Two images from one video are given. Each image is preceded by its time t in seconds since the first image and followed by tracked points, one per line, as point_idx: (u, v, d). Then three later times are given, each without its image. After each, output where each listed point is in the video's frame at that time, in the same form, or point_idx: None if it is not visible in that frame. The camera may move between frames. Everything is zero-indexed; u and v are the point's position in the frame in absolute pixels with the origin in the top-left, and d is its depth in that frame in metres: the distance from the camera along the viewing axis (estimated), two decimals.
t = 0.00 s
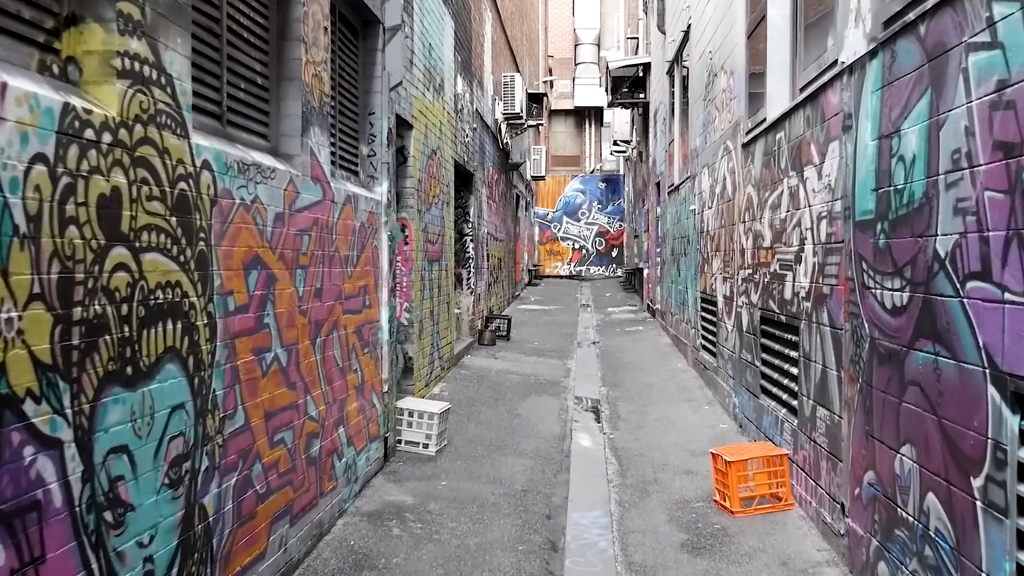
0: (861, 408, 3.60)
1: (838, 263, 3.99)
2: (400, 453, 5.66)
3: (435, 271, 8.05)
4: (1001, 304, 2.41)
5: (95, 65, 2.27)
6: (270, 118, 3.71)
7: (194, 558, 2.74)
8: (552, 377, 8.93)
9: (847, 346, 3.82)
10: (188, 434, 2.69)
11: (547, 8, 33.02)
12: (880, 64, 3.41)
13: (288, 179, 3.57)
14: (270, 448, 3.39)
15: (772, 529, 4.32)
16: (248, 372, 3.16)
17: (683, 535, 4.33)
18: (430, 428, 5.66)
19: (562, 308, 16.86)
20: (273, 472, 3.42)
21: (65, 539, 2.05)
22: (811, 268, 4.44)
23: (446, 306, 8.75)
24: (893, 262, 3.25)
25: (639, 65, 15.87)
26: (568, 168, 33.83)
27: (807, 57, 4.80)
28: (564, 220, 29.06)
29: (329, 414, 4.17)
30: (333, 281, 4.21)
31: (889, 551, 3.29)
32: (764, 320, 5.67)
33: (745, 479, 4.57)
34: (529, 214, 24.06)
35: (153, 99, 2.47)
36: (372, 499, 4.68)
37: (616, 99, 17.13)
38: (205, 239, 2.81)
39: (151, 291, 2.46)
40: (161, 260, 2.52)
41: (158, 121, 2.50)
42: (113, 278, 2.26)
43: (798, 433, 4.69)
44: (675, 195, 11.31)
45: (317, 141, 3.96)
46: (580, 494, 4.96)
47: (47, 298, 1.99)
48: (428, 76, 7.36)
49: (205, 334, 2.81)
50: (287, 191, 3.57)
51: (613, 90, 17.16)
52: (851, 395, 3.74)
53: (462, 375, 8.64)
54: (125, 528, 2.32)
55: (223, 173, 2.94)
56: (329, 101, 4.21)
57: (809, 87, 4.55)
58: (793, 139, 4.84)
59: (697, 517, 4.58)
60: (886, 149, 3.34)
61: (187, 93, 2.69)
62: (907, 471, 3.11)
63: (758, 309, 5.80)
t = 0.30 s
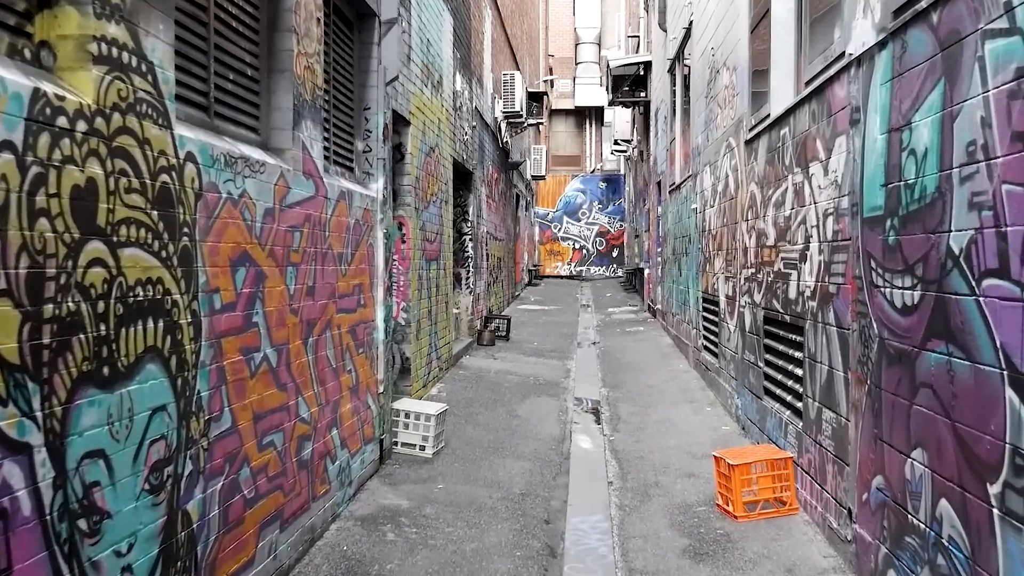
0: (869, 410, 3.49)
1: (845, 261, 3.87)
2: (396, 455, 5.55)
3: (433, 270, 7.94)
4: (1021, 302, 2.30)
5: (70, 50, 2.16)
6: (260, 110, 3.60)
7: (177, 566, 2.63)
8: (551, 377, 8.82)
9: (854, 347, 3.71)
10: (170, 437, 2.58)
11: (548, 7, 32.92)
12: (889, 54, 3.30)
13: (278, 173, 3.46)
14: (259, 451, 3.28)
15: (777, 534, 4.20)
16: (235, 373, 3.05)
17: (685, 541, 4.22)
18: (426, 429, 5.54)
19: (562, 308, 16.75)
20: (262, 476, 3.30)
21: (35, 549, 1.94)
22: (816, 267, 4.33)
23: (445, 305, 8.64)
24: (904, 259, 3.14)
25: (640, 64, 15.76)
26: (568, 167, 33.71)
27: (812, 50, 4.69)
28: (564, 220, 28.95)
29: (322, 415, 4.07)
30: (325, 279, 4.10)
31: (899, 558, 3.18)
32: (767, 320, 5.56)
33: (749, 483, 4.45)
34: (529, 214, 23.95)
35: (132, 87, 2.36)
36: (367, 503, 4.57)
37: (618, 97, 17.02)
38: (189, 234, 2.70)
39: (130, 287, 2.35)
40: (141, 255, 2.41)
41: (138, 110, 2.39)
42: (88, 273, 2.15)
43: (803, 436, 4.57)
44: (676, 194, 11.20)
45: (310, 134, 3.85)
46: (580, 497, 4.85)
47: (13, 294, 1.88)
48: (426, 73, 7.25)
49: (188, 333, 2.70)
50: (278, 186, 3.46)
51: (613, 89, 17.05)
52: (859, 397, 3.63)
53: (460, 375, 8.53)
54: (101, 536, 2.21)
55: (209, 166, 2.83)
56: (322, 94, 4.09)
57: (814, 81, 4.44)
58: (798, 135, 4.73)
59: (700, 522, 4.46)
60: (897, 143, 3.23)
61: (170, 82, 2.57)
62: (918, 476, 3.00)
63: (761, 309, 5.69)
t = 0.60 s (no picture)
0: (881, 417, 3.36)
1: (855, 261, 3.75)
2: (392, 461, 5.42)
3: (431, 271, 7.81)
4: None
5: (39, 39, 2.03)
6: (249, 106, 3.47)
7: None
8: (552, 380, 8.69)
9: (864, 350, 3.58)
10: (150, 447, 2.46)
11: (548, 6, 32.79)
12: (901, 46, 3.17)
13: (267, 171, 3.34)
14: (247, 460, 3.15)
15: (783, 543, 4.07)
16: (221, 379, 2.92)
17: (689, 550, 4.09)
18: (423, 434, 5.42)
19: (562, 309, 16.61)
20: (249, 486, 3.17)
21: None
22: (824, 268, 4.20)
23: (443, 306, 8.52)
24: (918, 259, 3.01)
25: (641, 62, 15.62)
26: (568, 167, 33.57)
27: (819, 45, 4.57)
28: (565, 220, 28.81)
29: (314, 421, 3.94)
30: (317, 281, 3.97)
31: (913, 572, 3.05)
32: (772, 321, 5.44)
33: (754, 489, 4.32)
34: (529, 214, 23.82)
35: (106, 78, 2.24)
36: (361, 511, 4.44)
37: (618, 96, 16.91)
38: (170, 234, 2.57)
39: (104, 290, 2.22)
40: (116, 256, 2.28)
41: (113, 103, 2.27)
42: (57, 276, 2.03)
43: (810, 442, 4.44)
44: (677, 194, 11.08)
45: (301, 131, 3.73)
46: (580, 504, 4.73)
47: None
48: (423, 70, 7.13)
49: (169, 338, 2.57)
50: (266, 184, 3.33)
51: (614, 88, 16.92)
52: (870, 403, 3.51)
53: (459, 377, 8.41)
54: (73, 554, 2.08)
55: (191, 163, 2.71)
56: (314, 90, 3.97)
57: (821, 77, 4.31)
58: (804, 132, 4.60)
59: (704, 530, 4.34)
60: (909, 138, 3.10)
61: (148, 74, 2.45)
62: (934, 487, 2.87)
63: (766, 310, 5.56)
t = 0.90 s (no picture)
0: (891, 425, 3.25)
1: (863, 263, 3.63)
2: (389, 466, 5.31)
3: (430, 273, 7.71)
4: None
5: (9, 31, 1.93)
6: (238, 103, 3.36)
7: None
8: (552, 382, 8.58)
9: (874, 356, 3.47)
10: (131, 460, 2.35)
11: (547, 5, 32.67)
12: (914, 41, 3.06)
13: (257, 170, 3.23)
14: (235, 470, 3.04)
15: (790, 553, 3.96)
16: (207, 387, 2.81)
17: (692, 560, 3.98)
18: (420, 439, 5.31)
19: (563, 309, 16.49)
20: (238, 497, 3.06)
21: None
22: (831, 269, 4.09)
23: (442, 308, 8.41)
24: (931, 262, 2.91)
25: (641, 61, 15.50)
26: (569, 167, 33.45)
27: (826, 41, 4.46)
28: (565, 220, 28.69)
29: (307, 428, 3.83)
30: (310, 284, 3.86)
31: None
32: (776, 324, 5.33)
33: (759, 497, 4.21)
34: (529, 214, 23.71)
35: (83, 73, 2.13)
36: (356, 520, 4.33)
37: (619, 95, 16.80)
38: (153, 235, 2.46)
39: (80, 296, 2.11)
40: (94, 260, 2.17)
41: (90, 99, 2.16)
42: (29, 281, 1.92)
43: (816, 448, 4.33)
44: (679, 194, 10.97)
45: (293, 129, 3.62)
46: (581, 511, 4.62)
47: None
48: (421, 68, 7.02)
49: (152, 345, 2.46)
50: (256, 184, 3.22)
51: (614, 87, 16.81)
52: (879, 410, 3.40)
53: (458, 380, 8.29)
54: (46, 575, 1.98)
55: (175, 162, 2.60)
56: (307, 87, 3.86)
57: (828, 74, 4.20)
58: (810, 131, 4.49)
59: (708, 539, 4.22)
60: (922, 136, 2.99)
61: (129, 69, 2.34)
62: (949, 498, 2.76)
63: (770, 312, 5.45)
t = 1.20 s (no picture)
0: (905, 435, 3.12)
1: (875, 266, 3.50)
2: (385, 473, 5.18)
3: (427, 274, 7.58)
4: None
5: None
6: (225, 100, 3.23)
7: None
8: (552, 385, 8.45)
9: (886, 362, 3.34)
10: (105, 476, 2.22)
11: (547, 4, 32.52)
12: (929, 35, 2.93)
13: (244, 170, 3.10)
14: (220, 484, 2.91)
15: (798, 565, 3.82)
16: (189, 397, 2.68)
17: (697, 572, 3.84)
18: (417, 445, 5.18)
19: (563, 310, 16.37)
20: (223, 511, 2.93)
21: None
22: (840, 272, 3.96)
23: (440, 310, 8.28)
24: (947, 265, 2.78)
25: (642, 60, 15.36)
26: (569, 166, 33.33)
27: (833, 36, 4.32)
28: (565, 220, 28.57)
29: (299, 436, 3.70)
30: (301, 287, 3.74)
31: None
32: (782, 327, 5.20)
33: (765, 507, 4.07)
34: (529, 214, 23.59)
35: (50, 67, 2.00)
36: (350, 530, 4.20)
37: (620, 94, 16.67)
38: (129, 239, 2.34)
39: (47, 305, 1.98)
40: (63, 265, 2.05)
41: (57, 94, 2.03)
42: None
43: (824, 456, 4.21)
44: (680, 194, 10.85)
45: (282, 128, 3.49)
46: (581, 521, 4.49)
47: None
48: (418, 66, 6.89)
49: (129, 355, 2.33)
50: (243, 185, 3.09)
51: (615, 86, 16.68)
52: (892, 419, 3.27)
53: (456, 383, 8.16)
54: None
55: (154, 162, 2.47)
56: (297, 84, 3.73)
57: (836, 70, 4.07)
58: (817, 128, 4.36)
59: (712, 550, 4.09)
60: (938, 134, 2.86)
61: (102, 63, 2.21)
62: (967, 513, 2.63)
63: (775, 315, 5.32)
